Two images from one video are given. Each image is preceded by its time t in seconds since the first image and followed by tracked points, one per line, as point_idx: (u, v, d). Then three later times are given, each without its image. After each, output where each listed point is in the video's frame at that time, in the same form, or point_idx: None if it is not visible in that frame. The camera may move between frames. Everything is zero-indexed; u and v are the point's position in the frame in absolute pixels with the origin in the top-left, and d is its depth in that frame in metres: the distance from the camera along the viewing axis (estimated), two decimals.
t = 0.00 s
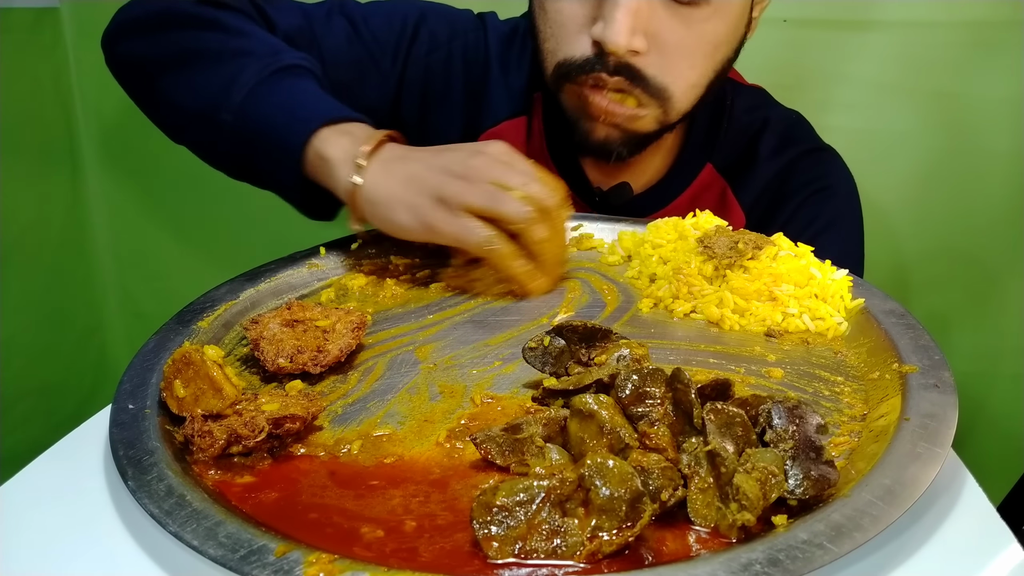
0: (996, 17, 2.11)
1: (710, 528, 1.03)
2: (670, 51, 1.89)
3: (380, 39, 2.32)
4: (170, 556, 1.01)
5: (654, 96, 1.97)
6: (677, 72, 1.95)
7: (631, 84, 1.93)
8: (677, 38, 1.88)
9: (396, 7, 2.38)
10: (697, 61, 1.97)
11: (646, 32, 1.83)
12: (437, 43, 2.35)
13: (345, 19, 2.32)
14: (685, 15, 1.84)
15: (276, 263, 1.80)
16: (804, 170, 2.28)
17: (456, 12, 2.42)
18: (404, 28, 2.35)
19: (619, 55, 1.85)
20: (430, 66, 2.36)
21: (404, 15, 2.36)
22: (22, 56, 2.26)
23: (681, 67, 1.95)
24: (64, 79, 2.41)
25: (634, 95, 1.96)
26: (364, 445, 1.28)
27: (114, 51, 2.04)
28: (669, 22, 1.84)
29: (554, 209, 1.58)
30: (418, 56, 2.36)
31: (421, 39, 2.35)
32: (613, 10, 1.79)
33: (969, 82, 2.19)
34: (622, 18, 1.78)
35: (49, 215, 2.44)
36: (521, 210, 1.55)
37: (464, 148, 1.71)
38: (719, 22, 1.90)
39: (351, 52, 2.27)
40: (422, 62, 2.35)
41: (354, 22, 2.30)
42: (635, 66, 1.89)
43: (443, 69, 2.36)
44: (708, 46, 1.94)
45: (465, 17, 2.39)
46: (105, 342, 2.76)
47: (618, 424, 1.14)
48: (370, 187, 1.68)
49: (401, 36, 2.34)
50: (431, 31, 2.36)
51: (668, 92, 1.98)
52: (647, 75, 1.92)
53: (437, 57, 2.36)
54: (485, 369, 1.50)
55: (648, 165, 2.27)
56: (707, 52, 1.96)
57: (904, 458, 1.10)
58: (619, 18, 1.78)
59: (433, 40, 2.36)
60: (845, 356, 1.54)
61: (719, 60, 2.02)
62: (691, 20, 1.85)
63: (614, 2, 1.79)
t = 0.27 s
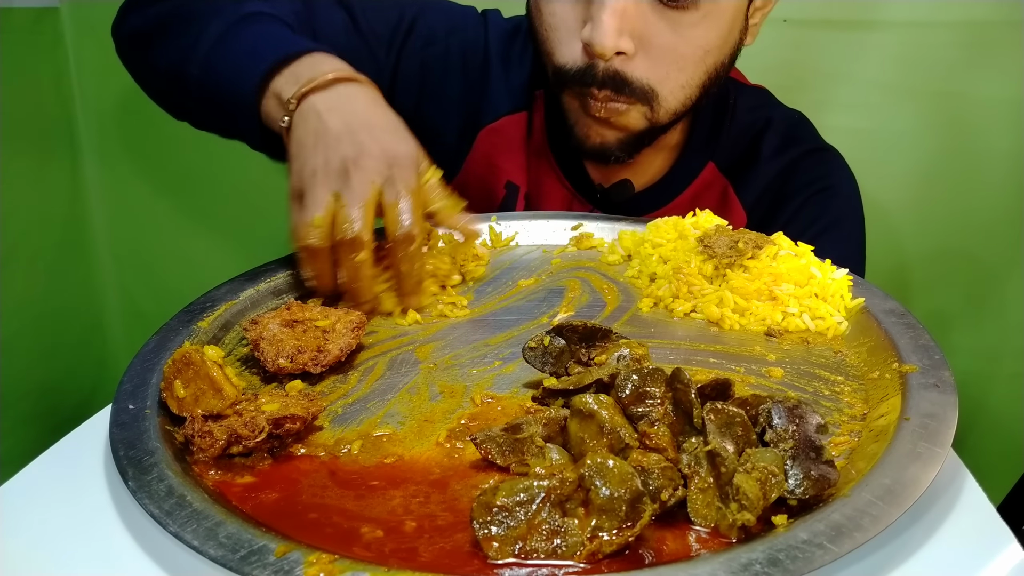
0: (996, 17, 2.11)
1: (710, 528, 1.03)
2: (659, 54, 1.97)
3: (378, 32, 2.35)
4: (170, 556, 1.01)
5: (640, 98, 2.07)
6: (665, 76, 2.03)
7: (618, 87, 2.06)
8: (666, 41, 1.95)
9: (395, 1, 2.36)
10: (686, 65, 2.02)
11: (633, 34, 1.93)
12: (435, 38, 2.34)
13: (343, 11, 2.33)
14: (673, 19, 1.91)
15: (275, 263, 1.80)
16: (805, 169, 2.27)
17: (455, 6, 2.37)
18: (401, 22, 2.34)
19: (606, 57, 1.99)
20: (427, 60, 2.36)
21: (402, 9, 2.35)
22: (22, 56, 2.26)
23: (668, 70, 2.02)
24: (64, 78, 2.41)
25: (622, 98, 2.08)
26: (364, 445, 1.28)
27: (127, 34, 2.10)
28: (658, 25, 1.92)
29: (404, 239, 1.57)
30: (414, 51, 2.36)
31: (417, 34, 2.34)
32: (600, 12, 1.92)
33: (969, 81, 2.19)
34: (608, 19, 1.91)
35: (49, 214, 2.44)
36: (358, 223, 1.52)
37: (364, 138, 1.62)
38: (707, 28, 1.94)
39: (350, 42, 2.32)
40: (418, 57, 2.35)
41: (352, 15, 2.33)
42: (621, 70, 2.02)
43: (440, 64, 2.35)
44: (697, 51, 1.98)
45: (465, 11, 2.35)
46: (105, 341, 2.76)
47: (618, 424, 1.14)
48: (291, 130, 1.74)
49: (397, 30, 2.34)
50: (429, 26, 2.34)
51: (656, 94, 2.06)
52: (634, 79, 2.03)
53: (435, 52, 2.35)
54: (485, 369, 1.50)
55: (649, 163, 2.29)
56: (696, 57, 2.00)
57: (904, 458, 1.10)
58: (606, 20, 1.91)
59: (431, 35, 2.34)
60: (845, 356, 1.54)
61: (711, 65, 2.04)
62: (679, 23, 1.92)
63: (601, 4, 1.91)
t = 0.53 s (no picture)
0: (996, 17, 2.11)
1: (710, 527, 1.03)
2: (648, 49, 1.90)
3: (372, 35, 2.38)
4: (169, 556, 1.01)
5: (629, 90, 1.95)
6: (655, 70, 1.95)
7: (605, 79, 1.92)
8: (655, 36, 1.87)
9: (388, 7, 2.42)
10: (677, 59, 1.96)
11: (622, 29, 1.83)
12: (430, 39, 2.38)
13: (339, 15, 2.38)
14: (662, 14, 1.84)
15: (275, 265, 1.80)
16: (800, 168, 2.27)
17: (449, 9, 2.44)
18: (394, 25, 2.39)
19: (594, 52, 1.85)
20: (423, 61, 2.40)
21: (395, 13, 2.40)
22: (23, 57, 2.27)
23: (658, 65, 1.94)
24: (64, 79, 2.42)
25: (609, 90, 1.95)
26: (364, 445, 1.28)
27: (125, 38, 2.15)
28: (647, 20, 1.84)
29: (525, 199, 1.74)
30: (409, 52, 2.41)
31: (412, 36, 2.40)
32: (586, 8, 1.80)
33: (969, 82, 2.20)
34: (595, 16, 1.79)
35: (49, 216, 2.44)
36: (494, 189, 1.69)
37: (444, 124, 1.78)
38: (696, 22, 1.90)
39: (343, 43, 2.35)
40: (414, 58, 2.40)
41: (348, 18, 2.38)
42: (610, 63, 1.89)
43: (435, 68, 2.39)
44: (686, 45, 1.94)
45: (459, 14, 2.42)
46: (105, 343, 2.76)
47: (618, 423, 1.14)
48: (352, 140, 1.82)
49: (391, 33, 2.39)
50: (423, 29, 2.39)
51: (645, 86, 1.96)
52: (623, 71, 1.91)
53: (429, 54, 2.40)
54: (485, 369, 1.50)
55: (642, 164, 2.29)
56: (686, 51, 1.96)
57: (904, 457, 1.10)
58: (593, 16, 1.79)
59: (425, 37, 2.39)
60: (845, 356, 1.54)
61: (700, 59, 2.02)
62: (668, 18, 1.85)
63: None
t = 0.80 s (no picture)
0: (996, 17, 2.11)
1: (710, 526, 1.03)
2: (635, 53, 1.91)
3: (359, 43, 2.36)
4: (169, 556, 1.01)
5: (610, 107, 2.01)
6: (638, 78, 1.98)
7: (589, 92, 1.98)
8: (642, 39, 1.90)
9: (374, 11, 2.38)
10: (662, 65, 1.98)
11: (611, 29, 1.86)
12: (418, 46, 2.37)
13: (325, 22, 2.34)
14: (652, 14, 1.86)
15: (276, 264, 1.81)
16: (797, 170, 2.28)
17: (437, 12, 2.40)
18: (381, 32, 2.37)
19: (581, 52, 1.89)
20: (411, 69, 2.41)
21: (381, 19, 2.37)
22: (23, 56, 2.27)
23: (643, 72, 1.97)
24: (64, 79, 2.42)
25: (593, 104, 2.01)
26: (364, 445, 1.28)
27: (120, 44, 2.15)
28: (637, 21, 1.86)
29: (525, 193, 1.75)
30: (398, 60, 2.41)
31: (399, 43, 2.38)
32: (577, 4, 1.84)
33: (968, 82, 2.20)
34: (586, 12, 1.83)
35: (49, 216, 2.44)
36: (497, 182, 1.70)
37: (447, 118, 1.79)
38: (685, 24, 1.91)
39: (331, 51, 2.34)
40: (403, 67, 2.40)
41: (335, 25, 2.34)
42: (594, 74, 1.93)
43: (424, 74, 2.41)
44: (673, 50, 1.95)
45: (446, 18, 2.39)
46: (105, 343, 2.76)
47: (618, 423, 1.14)
48: (353, 136, 1.82)
49: (378, 40, 2.37)
50: (410, 36, 2.36)
51: (625, 103, 2.02)
52: (606, 84, 1.95)
53: (418, 60, 2.39)
54: (486, 369, 1.50)
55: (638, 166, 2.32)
56: (671, 56, 1.97)
57: (904, 456, 1.10)
58: (584, 13, 1.83)
59: (413, 44, 2.37)
60: (845, 356, 1.54)
61: (687, 66, 2.03)
62: (658, 19, 1.87)
63: None
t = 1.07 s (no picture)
0: (996, 17, 2.11)
1: (710, 527, 1.03)
2: (633, 58, 1.90)
3: (342, 55, 2.39)
4: (169, 556, 1.01)
5: (614, 99, 1.95)
6: (641, 80, 1.96)
7: (589, 86, 1.92)
8: (640, 45, 1.88)
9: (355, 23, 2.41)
10: (663, 69, 1.98)
11: (605, 38, 1.82)
12: (401, 57, 2.41)
13: (307, 35, 2.36)
14: (647, 20, 1.84)
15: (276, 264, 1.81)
16: (791, 173, 2.28)
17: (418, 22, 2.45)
18: (364, 43, 2.39)
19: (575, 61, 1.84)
20: (396, 79, 2.43)
21: (363, 31, 2.40)
22: (23, 56, 2.27)
23: (643, 74, 1.95)
24: (64, 79, 2.42)
25: (593, 97, 1.95)
26: (365, 445, 1.28)
27: (114, 56, 2.16)
28: (631, 29, 1.84)
29: (527, 191, 1.75)
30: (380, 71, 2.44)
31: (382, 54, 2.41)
32: (568, 15, 1.79)
33: (968, 82, 2.20)
34: (577, 24, 1.77)
35: (49, 216, 2.44)
36: (501, 180, 1.70)
37: (449, 116, 1.80)
38: (682, 29, 1.91)
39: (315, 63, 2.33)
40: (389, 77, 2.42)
41: (316, 38, 2.35)
42: (592, 71, 1.88)
43: (410, 83, 2.42)
44: (673, 54, 1.95)
45: (432, 28, 2.44)
46: (105, 343, 2.75)
47: (618, 423, 1.14)
48: (353, 136, 1.82)
49: (361, 51, 2.40)
50: (393, 46, 2.40)
51: (630, 96, 1.97)
52: (607, 79, 1.90)
53: (402, 70, 2.43)
54: (485, 369, 1.50)
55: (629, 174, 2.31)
56: (671, 59, 1.97)
57: (904, 456, 1.10)
58: (574, 25, 1.77)
59: (397, 53, 2.41)
60: (845, 356, 1.54)
61: (686, 68, 2.03)
62: (653, 25, 1.86)
63: (570, 7, 1.78)
